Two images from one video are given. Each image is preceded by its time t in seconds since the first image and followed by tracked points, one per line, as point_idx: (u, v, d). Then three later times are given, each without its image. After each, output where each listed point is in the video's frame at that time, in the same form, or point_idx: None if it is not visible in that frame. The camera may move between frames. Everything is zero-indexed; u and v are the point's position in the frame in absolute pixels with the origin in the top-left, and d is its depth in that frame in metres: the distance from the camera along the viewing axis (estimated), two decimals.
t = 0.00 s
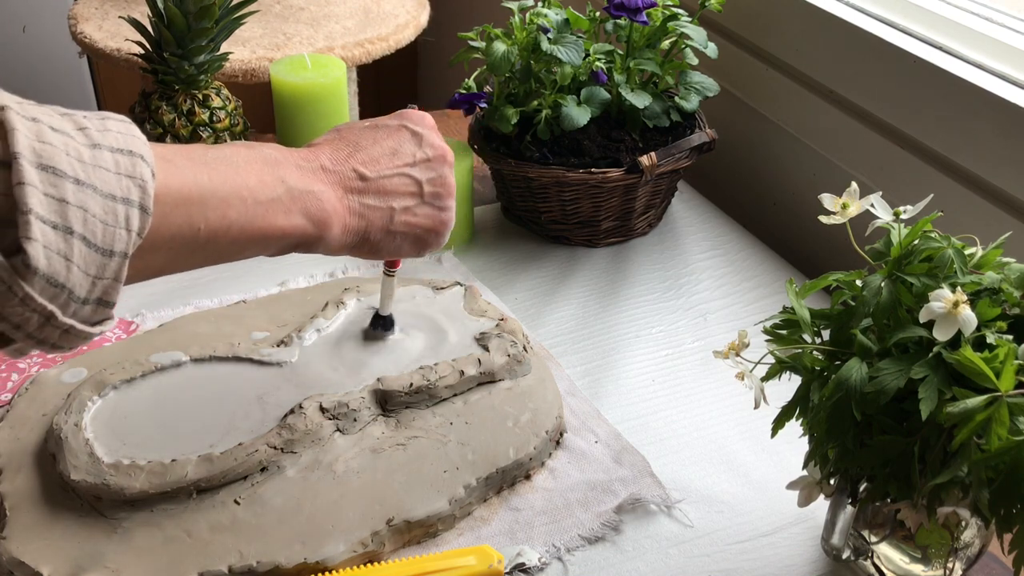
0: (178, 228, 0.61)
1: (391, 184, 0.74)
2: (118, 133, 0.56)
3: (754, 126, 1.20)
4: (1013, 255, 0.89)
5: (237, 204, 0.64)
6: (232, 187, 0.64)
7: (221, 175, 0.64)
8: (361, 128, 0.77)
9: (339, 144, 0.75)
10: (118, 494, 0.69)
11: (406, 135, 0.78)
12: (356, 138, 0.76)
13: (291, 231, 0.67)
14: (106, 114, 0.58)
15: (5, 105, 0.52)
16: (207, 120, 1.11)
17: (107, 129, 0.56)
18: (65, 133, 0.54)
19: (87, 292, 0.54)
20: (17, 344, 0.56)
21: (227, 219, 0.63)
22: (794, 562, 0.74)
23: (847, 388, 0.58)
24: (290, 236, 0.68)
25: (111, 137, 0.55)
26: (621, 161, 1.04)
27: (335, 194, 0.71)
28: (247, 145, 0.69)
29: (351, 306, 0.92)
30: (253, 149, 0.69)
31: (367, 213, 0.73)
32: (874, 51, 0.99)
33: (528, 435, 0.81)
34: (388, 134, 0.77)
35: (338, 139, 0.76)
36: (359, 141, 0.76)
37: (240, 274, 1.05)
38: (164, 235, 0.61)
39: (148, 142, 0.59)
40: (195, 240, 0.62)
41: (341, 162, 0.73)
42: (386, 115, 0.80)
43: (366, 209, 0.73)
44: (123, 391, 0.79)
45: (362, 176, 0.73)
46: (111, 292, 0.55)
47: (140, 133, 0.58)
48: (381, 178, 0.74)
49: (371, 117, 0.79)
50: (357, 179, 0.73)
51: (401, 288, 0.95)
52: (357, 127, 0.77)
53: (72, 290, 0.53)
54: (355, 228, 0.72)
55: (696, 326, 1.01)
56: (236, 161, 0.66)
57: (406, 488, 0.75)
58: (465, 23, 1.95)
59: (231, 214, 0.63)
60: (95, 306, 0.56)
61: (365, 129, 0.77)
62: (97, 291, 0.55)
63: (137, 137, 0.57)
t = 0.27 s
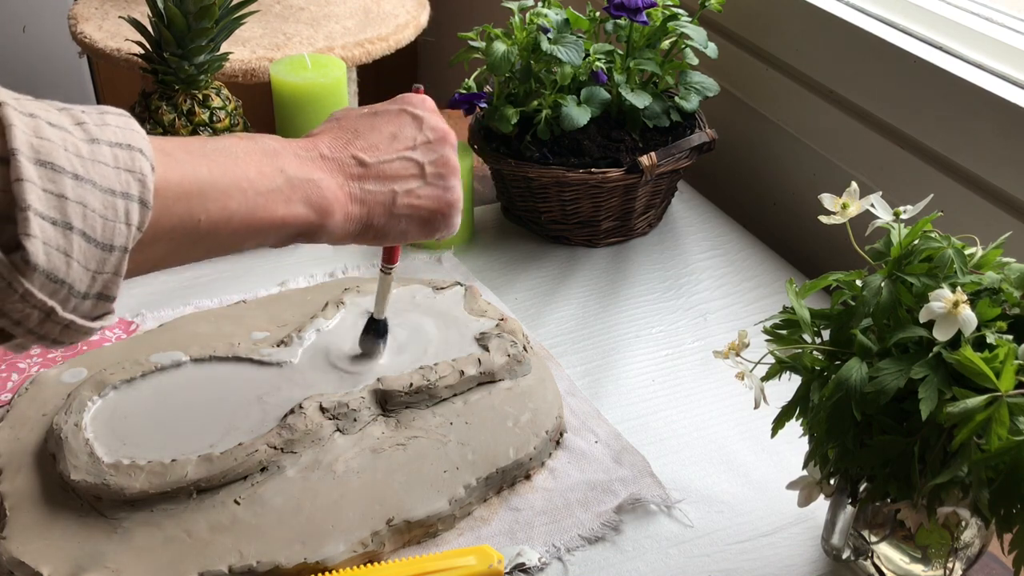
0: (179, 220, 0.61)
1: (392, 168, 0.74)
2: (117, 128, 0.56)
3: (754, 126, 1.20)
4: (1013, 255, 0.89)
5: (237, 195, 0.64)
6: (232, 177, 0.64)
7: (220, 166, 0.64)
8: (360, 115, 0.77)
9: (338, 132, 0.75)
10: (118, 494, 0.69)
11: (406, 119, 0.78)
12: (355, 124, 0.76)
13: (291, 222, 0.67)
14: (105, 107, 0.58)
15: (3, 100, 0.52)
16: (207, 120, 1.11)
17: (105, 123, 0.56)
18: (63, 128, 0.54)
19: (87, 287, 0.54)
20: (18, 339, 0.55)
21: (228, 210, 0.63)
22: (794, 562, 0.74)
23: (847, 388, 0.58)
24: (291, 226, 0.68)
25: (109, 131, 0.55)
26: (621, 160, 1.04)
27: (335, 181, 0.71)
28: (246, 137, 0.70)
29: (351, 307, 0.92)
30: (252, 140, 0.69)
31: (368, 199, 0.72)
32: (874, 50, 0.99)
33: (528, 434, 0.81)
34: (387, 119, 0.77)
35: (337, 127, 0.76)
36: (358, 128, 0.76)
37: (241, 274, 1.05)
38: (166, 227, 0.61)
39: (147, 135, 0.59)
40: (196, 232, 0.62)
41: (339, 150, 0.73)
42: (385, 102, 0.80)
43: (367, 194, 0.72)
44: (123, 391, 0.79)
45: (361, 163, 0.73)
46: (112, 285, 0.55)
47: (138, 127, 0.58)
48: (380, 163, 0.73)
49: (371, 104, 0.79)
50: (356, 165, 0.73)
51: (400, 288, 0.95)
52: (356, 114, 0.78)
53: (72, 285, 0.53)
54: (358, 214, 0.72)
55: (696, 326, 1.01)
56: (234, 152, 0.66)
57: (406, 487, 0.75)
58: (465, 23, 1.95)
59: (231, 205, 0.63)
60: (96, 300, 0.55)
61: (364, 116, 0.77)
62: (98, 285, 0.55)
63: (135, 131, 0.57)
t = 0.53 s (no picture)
0: (182, 207, 0.61)
1: (386, 163, 0.74)
2: (123, 113, 0.56)
3: (754, 126, 1.20)
4: (1013, 254, 0.89)
5: (238, 184, 0.64)
6: (234, 166, 0.64)
7: (223, 154, 0.64)
8: (356, 109, 0.78)
9: (334, 125, 0.75)
10: (118, 494, 0.69)
11: (400, 114, 0.78)
12: (350, 118, 0.76)
13: (290, 213, 0.67)
14: (111, 93, 0.58)
15: (12, 81, 0.52)
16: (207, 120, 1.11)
17: (110, 108, 0.56)
18: (71, 110, 0.54)
19: (91, 265, 0.54)
20: (23, 314, 0.55)
21: (230, 198, 0.63)
22: (794, 562, 0.74)
23: (847, 388, 0.58)
24: (289, 217, 0.68)
25: (115, 115, 0.56)
26: (620, 161, 1.04)
27: (332, 175, 0.71)
28: (248, 126, 0.69)
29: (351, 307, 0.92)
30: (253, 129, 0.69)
31: (363, 193, 0.73)
32: (874, 50, 0.99)
33: (528, 435, 0.81)
34: (382, 113, 0.77)
35: (333, 120, 0.76)
36: (354, 122, 0.76)
37: (241, 274, 1.05)
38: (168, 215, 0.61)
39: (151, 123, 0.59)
40: (198, 219, 0.62)
41: (336, 143, 0.73)
42: (379, 95, 0.80)
43: (362, 188, 0.73)
44: (123, 391, 0.79)
45: (357, 156, 0.73)
46: (114, 265, 0.56)
47: (142, 112, 0.58)
48: (375, 158, 0.74)
49: (365, 97, 0.80)
50: (352, 159, 0.73)
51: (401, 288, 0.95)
52: (351, 107, 0.78)
53: (77, 263, 0.53)
54: (353, 207, 0.73)
55: (696, 326, 1.01)
56: (237, 142, 0.66)
57: (406, 487, 0.75)
58: (465, 23, 1.95)
59: (233, 194, 0.63)
60: (99, 278, 0.56)
61: (358, 110, 0.77)
62: (101, 264, 0.55)
63: (140, 116, 0.57)
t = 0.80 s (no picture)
0: (183, 215, 0.61)
1: (388, 175, 0.74)
2: (123, 120, 0.56)
3: (754, 126, 1.20)
4: (1013, 254, 0.89)
5: (239, 193, 0.64)
6: (235, 175, 0.64)
7: (223, 164, 0.64)
8: (358, 121, 0.77)
9: (336, 137, 0.75)
10: (118, 494, 0.69)
11: (402, 128, 0.78)
12: (352, 131, 0.76)
13: (290, 221, 0.67)
14: (111, 103, 0.59)
15: (12, 89, 0.53)
16: (207, 120, 1.11)
17: (111, 115, 0.56)
18: (71, 118, 0.54)
19: (91, 274, 0.54)
20: (23, 323, 0.55)
21: (231, 207, 0.63)
22: (794, 562, 0.74)
23: (847, 389, 0.58)
24: (289, 226, 0.67)
25: (115, 123, 0.56)
26: (621, 161, 1.04)
27: (333, 185, 0.71)
28: (248, 136, 0.69)
29: (351, 307, 0.92)
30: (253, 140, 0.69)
31: (364, 204, 0.72)
32: (874, 50, 0.99)
33: (528, 435, 0.81)
34: (384, 127, 0.77)
35: (335, 132, 0.76)
36: (356, 134, 0.76)
37: (241, 273, 1.05)
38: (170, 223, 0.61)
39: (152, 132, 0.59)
40: (198, 228, 0.62)
41: (337, 154, 0.73)
42: (382, 109, 0.80)
43: (363, 199, 0.72)
44: (123, 391, 0.79)
45: (359, 168, 0.73)
46: (115, 273, 0.55)
47: (143, 121, 0.58)
48: (377, 169, 0.73)
49: (368, 111, 0.79)
50: (353, 170, 0.72)
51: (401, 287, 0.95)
52: (354, 121, 0.78)
53: (77, 271, 0.53)
54: (354, 218, 0.72)
55: (696, 326, 1.01)
56: (238, 151, 0.66)
57: (406, 487, 0.75)
58: (465, 23, 1.95)
59: (233, 203, 0.63)
60: (99, 286, 0.56)
61: (361, 123, 0.77)
62: (101, 272, 0.55)
63: (140, 124, 0.58)
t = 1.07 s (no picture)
0: (178, 218, 0.61)
1: (383, 174, 0.74)
2: (116, 125, 0.56)
3: (754, 126, 1.20)
4: (1013, 254, 0.89)
5: (233, 195, 0.64)
6: (229, 177, 0.64)
7: (217, 165, 0.64)
8: (352, 121, 0.78)
9: (330, 137, 0.75)
10: (118, 494, 0.69)
11: (396, 127, 0.78)
12: (346, 131, 0.76)
13: (286, 223, 0.67)
14: (104, 106, 0.59)
15: (5, 95, 0.53)
16: (207, 120, 1.12)
17: (104, 120, 0.56)
18: (63, 124, 0.54)
19: (86, 280, 0.54)
20: (19, 331, 0.55)
21: (226, 209, 0.63)
22: (794, 562, 0.74)
23: (847, 389, 0.58)
24: (285, 227, 0.67)
25: (109, 128, 0.55)
26: (621, 161, 1.04)
27: (328, 185, 0.71)
28: (241, 138, 0.69)
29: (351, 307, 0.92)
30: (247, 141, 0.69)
31: (360, 203, 0.72)
32: (874, 50, 0.99)
33: (528, 435, 0.81)
34: (378, 127, 0.77)
35: (328, 132, 0.76)
36: (350, 134, 0.76)
37: (241, 273, 1.05)
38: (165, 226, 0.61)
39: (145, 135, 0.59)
40: (193, 230, 0.62)
41: (332, 154, 0.73)
42: (375, 109, 0.80)
43: (359, 198, 0.72)
44: (122, 391, 0.79)
45: (354, 167, 0.73)
46: (110, 280, 0.55)
47: (136, 124, 0.58)
48: (372, 168, 0.73)
49: (361, 111, 0.80)
50: (348, 169, 0.72)
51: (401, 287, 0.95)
52: (348, 121, 0.78)
53: (72, 278, 0.53)
54: (349, 218, 0.72)
55: (696, 326, 1.01)
56: (231, 153, 0.66)
57: (406, 487, 0.75)
58: (465, 23, 1.95)
59: (228, 205, 0.63)
60: (95, 293, 0.55)
61: (354, 123, 0.77)
62: (96, 279, 0.55)
63: (133, 128, 0.57)
